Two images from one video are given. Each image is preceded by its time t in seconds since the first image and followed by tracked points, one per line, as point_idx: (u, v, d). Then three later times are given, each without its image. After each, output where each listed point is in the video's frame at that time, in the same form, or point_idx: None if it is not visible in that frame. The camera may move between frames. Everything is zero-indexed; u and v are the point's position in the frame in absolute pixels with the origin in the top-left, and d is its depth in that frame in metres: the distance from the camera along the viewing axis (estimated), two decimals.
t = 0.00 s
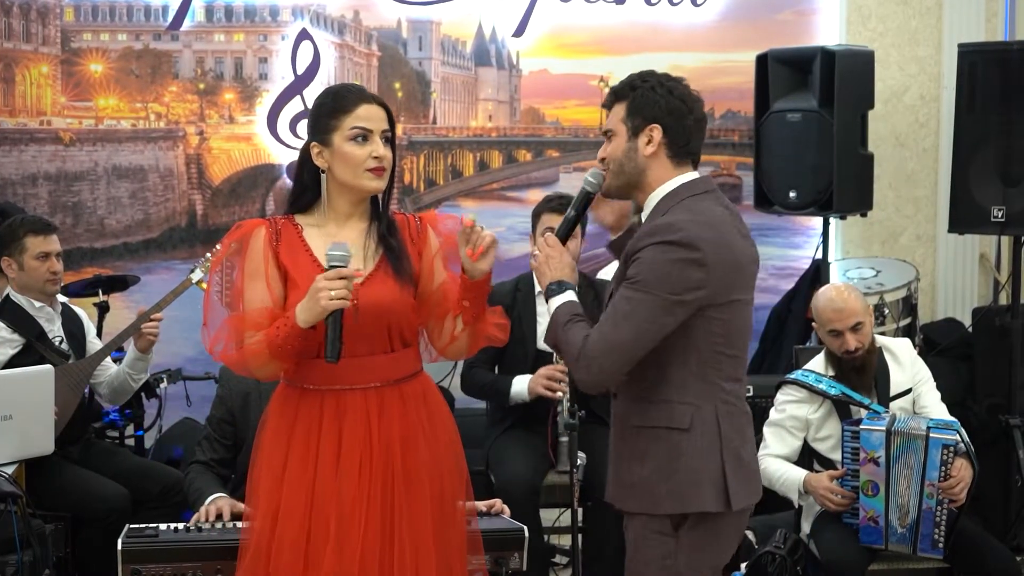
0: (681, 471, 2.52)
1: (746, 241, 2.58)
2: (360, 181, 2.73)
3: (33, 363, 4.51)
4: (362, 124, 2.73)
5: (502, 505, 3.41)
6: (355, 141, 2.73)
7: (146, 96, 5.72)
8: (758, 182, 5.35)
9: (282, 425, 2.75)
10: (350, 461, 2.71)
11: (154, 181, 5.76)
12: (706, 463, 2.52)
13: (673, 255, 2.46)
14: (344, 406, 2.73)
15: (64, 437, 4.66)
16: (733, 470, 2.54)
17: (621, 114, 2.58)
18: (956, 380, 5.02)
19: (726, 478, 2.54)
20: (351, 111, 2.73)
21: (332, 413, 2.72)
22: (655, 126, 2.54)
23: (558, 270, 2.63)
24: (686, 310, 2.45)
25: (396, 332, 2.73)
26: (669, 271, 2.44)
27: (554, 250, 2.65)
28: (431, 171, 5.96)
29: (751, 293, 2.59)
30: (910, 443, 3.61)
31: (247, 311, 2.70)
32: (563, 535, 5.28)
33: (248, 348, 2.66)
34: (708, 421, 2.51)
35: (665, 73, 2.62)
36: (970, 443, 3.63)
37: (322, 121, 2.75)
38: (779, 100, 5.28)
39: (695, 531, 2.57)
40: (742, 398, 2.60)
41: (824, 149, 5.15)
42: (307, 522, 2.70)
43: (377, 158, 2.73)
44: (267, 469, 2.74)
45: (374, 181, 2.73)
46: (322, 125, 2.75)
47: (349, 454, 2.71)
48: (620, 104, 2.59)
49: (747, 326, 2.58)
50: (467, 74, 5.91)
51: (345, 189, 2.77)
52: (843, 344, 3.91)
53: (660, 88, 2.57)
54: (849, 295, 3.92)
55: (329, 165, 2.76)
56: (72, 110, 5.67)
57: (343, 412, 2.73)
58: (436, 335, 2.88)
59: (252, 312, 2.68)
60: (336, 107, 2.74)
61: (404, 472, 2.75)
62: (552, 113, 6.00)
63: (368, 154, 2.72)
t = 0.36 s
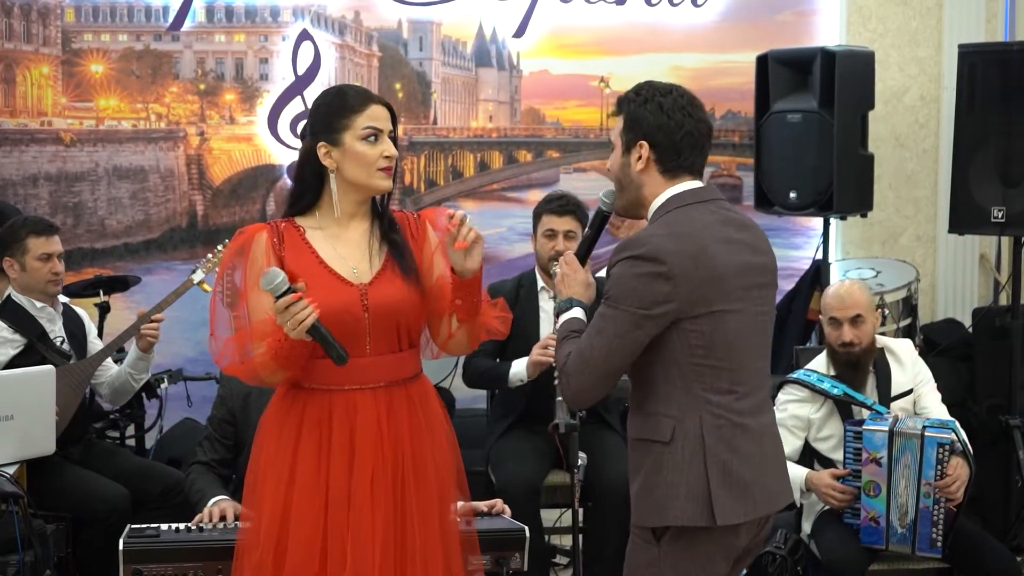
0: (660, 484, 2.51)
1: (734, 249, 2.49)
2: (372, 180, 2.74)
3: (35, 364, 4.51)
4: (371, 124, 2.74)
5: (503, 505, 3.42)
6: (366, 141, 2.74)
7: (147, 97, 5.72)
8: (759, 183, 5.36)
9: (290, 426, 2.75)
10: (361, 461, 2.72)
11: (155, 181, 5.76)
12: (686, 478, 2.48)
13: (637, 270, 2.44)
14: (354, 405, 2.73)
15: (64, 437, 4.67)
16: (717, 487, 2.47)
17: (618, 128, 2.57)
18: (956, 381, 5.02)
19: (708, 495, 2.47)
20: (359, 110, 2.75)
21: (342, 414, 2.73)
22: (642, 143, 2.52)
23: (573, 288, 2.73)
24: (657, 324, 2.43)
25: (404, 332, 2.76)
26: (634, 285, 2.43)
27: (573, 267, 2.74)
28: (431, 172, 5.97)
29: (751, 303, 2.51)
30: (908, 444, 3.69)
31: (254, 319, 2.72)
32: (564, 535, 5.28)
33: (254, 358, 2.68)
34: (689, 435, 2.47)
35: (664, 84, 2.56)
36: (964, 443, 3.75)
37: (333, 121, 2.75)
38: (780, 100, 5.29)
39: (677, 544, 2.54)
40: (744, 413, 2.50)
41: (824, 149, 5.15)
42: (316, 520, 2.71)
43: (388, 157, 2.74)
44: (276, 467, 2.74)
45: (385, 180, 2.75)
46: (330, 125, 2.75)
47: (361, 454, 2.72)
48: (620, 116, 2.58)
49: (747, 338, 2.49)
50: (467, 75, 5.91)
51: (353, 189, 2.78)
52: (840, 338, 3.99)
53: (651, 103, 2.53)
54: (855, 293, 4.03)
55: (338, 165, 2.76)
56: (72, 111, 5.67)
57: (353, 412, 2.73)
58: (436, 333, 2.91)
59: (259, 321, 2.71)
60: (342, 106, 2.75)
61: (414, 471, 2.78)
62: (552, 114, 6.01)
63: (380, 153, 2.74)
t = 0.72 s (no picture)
0: (648, 492, 2.49)
1: (731, 258, 2.47)
2: (364, 181, 2.76)
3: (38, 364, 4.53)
4: (364, 125, 2.77)
5: (505, 502, 3.41)
6: (360, 141, 2.76)
7: (149, 98, 5.73)
8: (760, 183, 5.38)
9: (275, 426, 2.76)
10: (348, 460, 2.73)
11: (157, 181, 5.77)
12: (674, 487, 2.45)
13: (630, 279, 2.41)
14: (340, 405, 2.75)
15: (67, 437, 4.68)
16: (704, 498, 2.44)
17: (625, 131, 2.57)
18: (957, 381, 5.03)
19: (695, 505, 2.44)
20: (352, 111, 2.77)
21: (328, 414, 2.74)
22: (645, 149, 2.52)
23: (576, 289, 2.73)
24: (647, 333, 2.41)
25: (389, 334, 2.78)
26: (627, 294, 2.41)
27: (577, 267, 2.74)
28: (433, 172, 5.98)
29: (750, 311, 2.49)
30: (912, 444, 3.72)
31: (244, 315, 2.70)
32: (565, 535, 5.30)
33: (246, 353, 2.65)
34: (678, 443, 2.45)
35: (670, 89, 2.54)
36: (968, 444, 3.78)
37: (326, 120, 2.77)
38: (781, 101, 5.31)
39: (665, 550, 2.50)
40: (739, 424, 2.47)
41: (825, 150, 5.17)
42: (307, 523, 2.71)
43: (380, 157, 2.77)
44: (263, 473, 2.74)
45: (376, 180, 2.77)
46: (324, 124, 2.77)
47: (348, 455, 2.73)
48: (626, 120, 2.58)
49: (745, 347, 2.47)
50: (469, 75, 5.91)
51: (344, 189, 2.79)
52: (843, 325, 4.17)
53: (653, 109, 2.52)
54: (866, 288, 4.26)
55: (330, 164, 2.77)
56: (75, 111, 5.67)
57: (339, 412, 2.75)
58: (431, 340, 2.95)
59: (249, 317, 2.68)
60: (335, 106, 2.77)
61: (401, 469, 2.79)
62: (554, 114, 6.01)
63: (372, 153, 2.77)
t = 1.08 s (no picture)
0: (644, 487, 2.50)
1: (734, 256, 2.46)
2: (355, 182, 2.77)
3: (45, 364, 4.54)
4: (356, 125, 2.77)
5: (511, 499, 3.46)
6: (351, 141, 2.77)
7: (155, 97, 5.74)
8: (764, 182, 5.39)
9: (263, 424, 2.76)
10: (337, 459, 2.75)
11: (163, 181, 5.78)
12: (668, 483, 2.47)
13: (631, 274, 2.42)
14: (328, 404, 2.76)
15: (74, 436, 4.70)
16: (698, 495, 2.45)
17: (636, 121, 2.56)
18: (961, 380, 5.04)
19: (688, 502, 2.45)
20: (345, 111, 2.77)
21: (316, 412, 2.75)
22: (652, 144, 2.52)
23: (581, 274, 2.75)
24: (645, 329, 2.42)
25: (380, 334, 2.81)
26: (627, 290, 2.41)
27: (583, 253, 2.76)
28: (438, 172, 5.97)
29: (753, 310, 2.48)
30: (920, 443, 3.76)
31: (234, 306, 2.69)
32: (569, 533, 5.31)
33: (237, 344, 2.65)
34: (674, 439, 2.46)
35: (679, 81, 2.53)
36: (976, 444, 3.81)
37: (318, 119, 2.77)
38: (785, 101, 5.31)
39: (660, 545, 2.52)
40: (737, 422, 2.47)
41: (830, 150, 5.17)
42: (296, 523, 2.73)
43: (372, 158, 2.78)
44: (251, 474, 2.75)
45: (367, 181, 2.78)
46: (316, 124, 2.77)
47: (336, 454, 2.75)
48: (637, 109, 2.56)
49: (747, 346, 2.47)
50: (474, 75, 5.93)
51: (336, 189, 2.80)
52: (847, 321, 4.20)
53: (661, 102, 2.51)
54: (871, 285, 4.29)
55: (321, 164, 2.78)
56: (80, 111, 5.68)
57: (328, 412, 2.76)
58: (430, 338, 3.00)
59: (240, 308, 2.68)
60: (327, 106, 2.78)
61: (389, 468, 2.81)
62: (558, 114, 6.02)
63: (364, 154, 2.77)
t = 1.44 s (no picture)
0: (646, 476, 2.52)
1: (744, 249, 2.44)
2: (361, 181, 2.78)
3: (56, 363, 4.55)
4: (360, 124, 2.78)
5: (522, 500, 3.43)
6: (355, 140, 2.77)
7: (166, 97, 5.75)
8: (775, 182, 5.38)
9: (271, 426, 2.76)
10: (346, 461, 2.76)
11: (173, 181, 5.79)
12: (669, 473, 2.48)
13: (637, 264, 2.41)
14: (337, 404, 2.76)
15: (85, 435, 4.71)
16: (699, 487, 2.45)
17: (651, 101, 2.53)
18: (972, 380, 5.02)
19: (689, 493, 2.46)
20: (349, 109, 2.78)
21: (325, 413, 2.75)
22: (669, 127, 2.49)
23: (598, 254, 2.74)
24: (651, 319, 2.42)
25: (386, 330, 2.82)
26: (633, 279, 2.41)
27: (602, 232, 2.75)
28: (449, 172, 5.98)
29: (762, 303, 2.47)
30: (933, 444, 3.76)
31: (240, 305, 2.67)
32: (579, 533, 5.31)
33: (243, 342, 2.63)
34: (676, 430, 2.46)
35: (697, 62, 2.49)
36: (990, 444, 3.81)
37: (322, 119, 2.77)
38: (796, 100, 5.30)
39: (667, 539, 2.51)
40: (742, 415, 2.46)
41: (841, 149, 5.17)
42: (305, 523, 2.74)
43: (376, 157, 2.78)
44: (260, 474, 2.75)
45: (371, 180, 2.79)
46: (320, 123, 2.77)
47: (345, 454, 2.76)
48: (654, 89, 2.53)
49: (754, 340, 2.45)
50: (484, 74, 5.93)
51: (340, 188, 2.80)
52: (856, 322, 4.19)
53: (678, 83, 2.48)
54: (880, 286, 4.25)
55: (326, 164, 2.77)
56: (92, 110, 5.70)
57: (336, 411, 2.76)
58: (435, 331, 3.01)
59: (246, 306, 2.66)
60: (330, 105, 2.78)
61: (395, 469, 2.82)
62: (568, 114, 6.02)
63: (368, 153, 2.77)
